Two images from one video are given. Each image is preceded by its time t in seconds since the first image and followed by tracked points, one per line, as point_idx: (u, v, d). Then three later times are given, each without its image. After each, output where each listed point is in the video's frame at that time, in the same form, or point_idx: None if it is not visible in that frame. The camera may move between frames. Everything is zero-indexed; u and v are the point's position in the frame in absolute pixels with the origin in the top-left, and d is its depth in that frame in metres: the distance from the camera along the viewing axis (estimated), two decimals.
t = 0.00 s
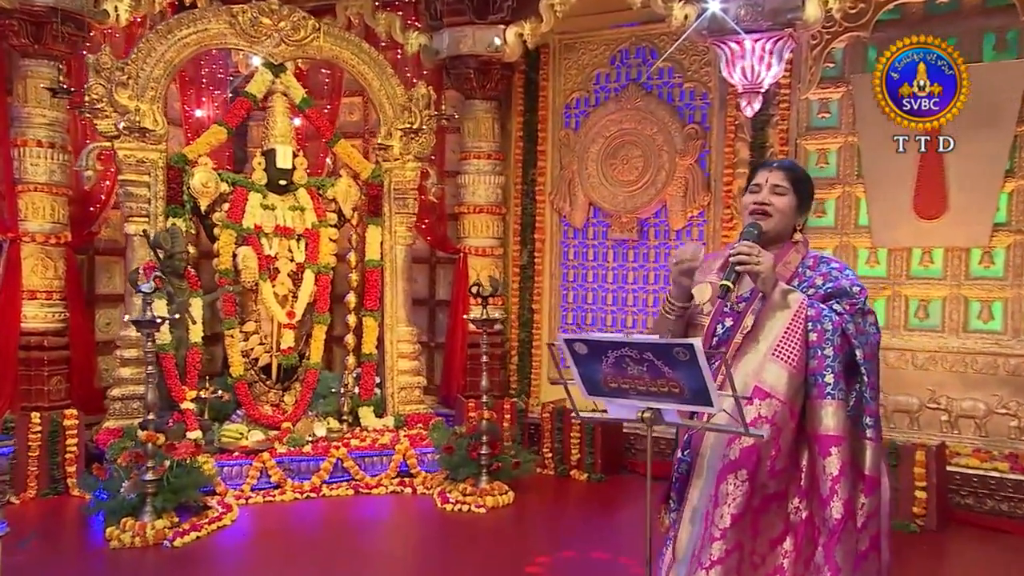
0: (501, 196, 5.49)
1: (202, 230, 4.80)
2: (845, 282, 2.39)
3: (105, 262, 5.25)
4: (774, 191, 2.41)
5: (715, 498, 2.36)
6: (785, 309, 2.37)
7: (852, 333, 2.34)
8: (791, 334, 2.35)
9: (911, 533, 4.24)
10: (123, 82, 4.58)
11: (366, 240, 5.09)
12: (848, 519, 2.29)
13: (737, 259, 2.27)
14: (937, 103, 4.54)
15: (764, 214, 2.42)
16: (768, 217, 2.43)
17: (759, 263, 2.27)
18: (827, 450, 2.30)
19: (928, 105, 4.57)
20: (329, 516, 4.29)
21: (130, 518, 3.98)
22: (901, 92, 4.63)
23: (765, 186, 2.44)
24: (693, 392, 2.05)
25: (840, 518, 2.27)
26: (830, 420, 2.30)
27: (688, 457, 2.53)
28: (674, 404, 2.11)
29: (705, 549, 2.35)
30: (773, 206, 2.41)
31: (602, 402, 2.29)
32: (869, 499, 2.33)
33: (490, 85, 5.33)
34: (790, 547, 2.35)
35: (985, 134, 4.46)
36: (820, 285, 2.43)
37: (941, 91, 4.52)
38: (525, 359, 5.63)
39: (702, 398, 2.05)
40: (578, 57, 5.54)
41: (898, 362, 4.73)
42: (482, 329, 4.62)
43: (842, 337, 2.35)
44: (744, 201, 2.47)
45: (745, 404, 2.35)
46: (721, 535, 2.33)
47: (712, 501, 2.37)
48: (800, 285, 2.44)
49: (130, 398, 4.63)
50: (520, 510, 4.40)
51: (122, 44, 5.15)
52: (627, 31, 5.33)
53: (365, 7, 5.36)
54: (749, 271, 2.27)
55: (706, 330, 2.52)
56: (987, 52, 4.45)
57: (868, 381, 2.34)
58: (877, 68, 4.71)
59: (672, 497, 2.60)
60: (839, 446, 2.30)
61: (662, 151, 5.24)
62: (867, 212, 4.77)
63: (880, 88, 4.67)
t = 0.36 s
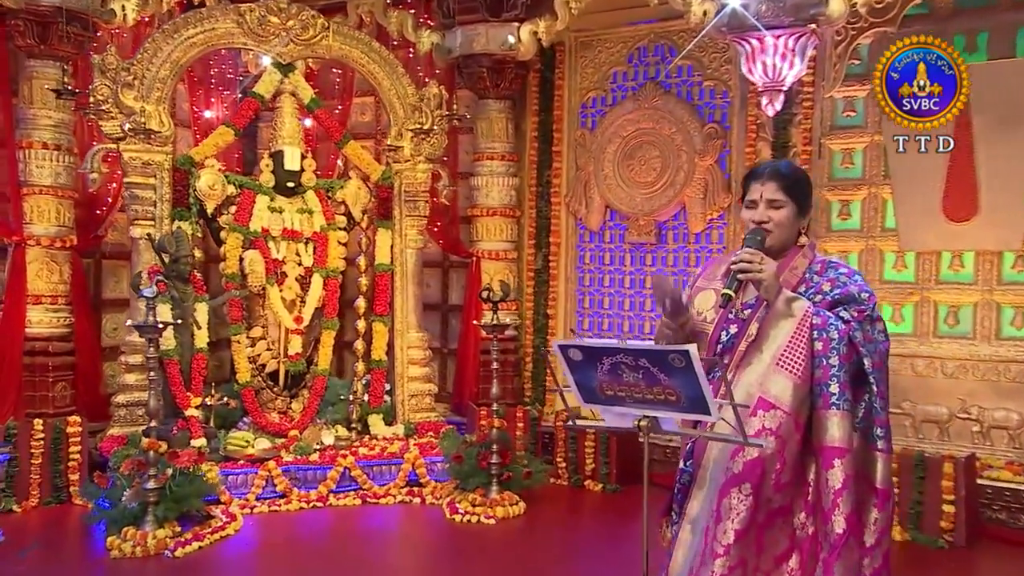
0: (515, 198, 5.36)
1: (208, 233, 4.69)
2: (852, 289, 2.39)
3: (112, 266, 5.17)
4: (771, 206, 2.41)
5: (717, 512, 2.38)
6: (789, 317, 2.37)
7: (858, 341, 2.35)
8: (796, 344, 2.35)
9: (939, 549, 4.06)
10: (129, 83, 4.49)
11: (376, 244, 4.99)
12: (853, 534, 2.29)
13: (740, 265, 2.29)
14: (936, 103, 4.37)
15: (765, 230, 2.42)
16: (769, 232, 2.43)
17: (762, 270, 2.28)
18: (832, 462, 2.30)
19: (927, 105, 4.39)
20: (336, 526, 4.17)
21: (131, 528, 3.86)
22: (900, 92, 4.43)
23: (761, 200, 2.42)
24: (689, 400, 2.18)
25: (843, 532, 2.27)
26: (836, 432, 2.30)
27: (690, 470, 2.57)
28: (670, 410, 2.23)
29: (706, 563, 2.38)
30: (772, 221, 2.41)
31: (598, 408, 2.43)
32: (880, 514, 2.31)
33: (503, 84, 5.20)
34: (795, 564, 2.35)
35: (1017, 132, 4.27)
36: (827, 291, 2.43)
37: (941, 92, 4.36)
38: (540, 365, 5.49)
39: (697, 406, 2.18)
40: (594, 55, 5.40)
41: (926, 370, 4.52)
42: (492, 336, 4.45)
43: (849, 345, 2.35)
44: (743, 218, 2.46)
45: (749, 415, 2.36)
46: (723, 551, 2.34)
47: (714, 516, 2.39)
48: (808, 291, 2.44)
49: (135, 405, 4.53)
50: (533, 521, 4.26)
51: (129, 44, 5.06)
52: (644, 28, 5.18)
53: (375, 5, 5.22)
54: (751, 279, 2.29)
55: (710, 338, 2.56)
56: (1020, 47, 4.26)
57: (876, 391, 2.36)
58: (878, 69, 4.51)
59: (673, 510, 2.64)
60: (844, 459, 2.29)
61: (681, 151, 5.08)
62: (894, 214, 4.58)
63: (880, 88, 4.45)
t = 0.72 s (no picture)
0: (528, 200, 5.24)
1: (213, 237, 4.59)
2: (856, 295, 2.43)
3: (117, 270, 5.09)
4: (773, 208, 2.45)
5: (721, 526, 2.39)
6: (793, 325, 2.39)
7: (864, 349, 2.38)
8: (800, 352, 2.37)
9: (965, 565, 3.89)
10: (132, 83, 4.38)
11: (384, 248, 4.87)
12: (861, 545, 2.32)
13: (742, 272, 2.30)
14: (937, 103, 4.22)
15: (768, 233, 2.45)
16: (772, 234, 2.46)
17: (766, 276, 2.30)
18: (839, 475, 2.32)
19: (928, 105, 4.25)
20: (342, 537, 4.03)
21: (130, 538, 3.74)
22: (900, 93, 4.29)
23: (762, 202, 2.46)
24: (684, 407, 2.18)
25: (853, 546, 2.31)
26: (842, 444, 2.32)
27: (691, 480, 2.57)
28: (666, 418, 2.23)
29: None
30: (776, 223, 2.45)
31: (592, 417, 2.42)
32: (887, 525, 2.37)
33: (516, 83, 5.08)
34: None
35: None
36: (831, 296, 2.47)
37: (941, 92, 4.21)
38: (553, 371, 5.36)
39: (692, 413, 2.18)
40: (609, 53, 5.25)
41: (955, 379, 4.32)
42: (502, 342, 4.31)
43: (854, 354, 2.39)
44: (746, 221, 2.50)
45: (753, 425, 2.37)
46: (728, 565, 2.34)
47: (718, 529, 2.40)
48: (811, 296, 2.48)
49: (137, 412, 4.43)
50: (544, 533, 4.11)
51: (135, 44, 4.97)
52: (662, 24, 5.03)
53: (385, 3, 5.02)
54: (755, 285, 2.30)
55: (711, 344, 2.58)
56: None
57: (882, 400, 2.38)
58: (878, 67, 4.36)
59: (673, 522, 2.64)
60: (851, 471, 2.31)
61: (699, 151, 4.92)
62: (920, 217, 4.40)
63: (879, 89, 4.32)
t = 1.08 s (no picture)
0: (538, 199, 5.11)
1: (215, 237, 4.46)
2: (859, 294, 2.30)
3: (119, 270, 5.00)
4: (777, 201, 2.32)
5: (716, 533, 2.27)
6: (791, 326, 2.26)
7: (867, 348, 2.25)
8: (798, 354, 2.25)
9: None
10: (132, 80, 4.25)
11: (389, 248, 4.75)
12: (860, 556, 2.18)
13: (738, 270, 2.18)
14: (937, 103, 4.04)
15: (769, 226, 2.32)
16: (774, 229, 2.32)
17: (762, 275, 2.17)
18: (836, 481, 2.18)
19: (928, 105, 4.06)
20: (345, 545, 3.89)
21: (126, 545, 3.62)
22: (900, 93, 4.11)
23: (766, 195, 2.34)
24: (672, 411, 2.08)
25: (848, 556, 2.16)
26: (841, 449, 2.18)
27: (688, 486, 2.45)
28: (655, 423, 2.14)
29: None
30: (778, 217, 2.31)
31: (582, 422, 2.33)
32: (889, 533, 2.21)
33: (527, 79, 4.97)
34: None
35: None
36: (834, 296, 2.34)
37: (941, 92, 4.04)
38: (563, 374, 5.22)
39: (681, 416, 2.08)
40: (623, 46, 5.10)
41: (981, 385, 4.11)
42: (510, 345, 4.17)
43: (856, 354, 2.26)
44: (747, 214, 2.38)
45: (748, 430, 2.25)
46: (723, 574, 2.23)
47: (713, 536, 2.28)
48: (813, 296, 2.36)
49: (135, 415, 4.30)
50: (551, 542, 3.97)
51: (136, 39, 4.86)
52: (676, 17, 4.87)
53: None
54: (751, 286, 2.18)
55: (705, 346, 2.45)
56: None
57: (884, 403, 2.25)
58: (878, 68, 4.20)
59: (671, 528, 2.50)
60: (850, 477, 2.17)
61: (714, 148, 4.77)
62: (944, 215, 4.22)
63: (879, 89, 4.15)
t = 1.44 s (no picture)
0: (551, 198, 4.99)
1: (219, 237, 4.36)
2: (864, 295, 2.23)
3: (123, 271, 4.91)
4: (780, 195, 2.30)
5: (713, 539, 2.19)
6: (793, 327, 2.20)
7: (871, 352, 2.18)
8: (798, 357, 2.18)
9: None
10: (135, 76, 4.15)
11: (398, 248, 4.63)
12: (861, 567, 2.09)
13: (739, 271, 2.10)
14: (936, 103, 3.92)
15: (776, 221, 2.30)
16: (780, 224, 2.30)
17: (764, 277, 2.09)
18: (836, 487, 2.11)
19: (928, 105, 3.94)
20: (351, 552, 3.78)
21: (125, 551, 3.52)
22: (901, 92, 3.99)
23: (769, 190, 2.32)
24: (663, 414, 2.06)
25: (848, 566, 2.08)
26: (841, 454, 2.11)
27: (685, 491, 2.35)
28: (647, 427, 2.12)
29: None
30: (784, 211, 2.29)
31: (575, 425, 2.31)
32: (894, 543, 2.15)
33: (539, 74, 4.84)
34: None
35: None
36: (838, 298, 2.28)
37: (941, 92, 3.91)
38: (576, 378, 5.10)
39: (672, 420, 2.06)
40: (638, 41, 4.97)
41: (1010, 390, 3.91)
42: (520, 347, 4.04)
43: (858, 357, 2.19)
44: (750, 212, 2.36)
45: (746, 434, 2.17)
46: None
47: (709, 543, 2.19)
48: (816, 297, 2.29)
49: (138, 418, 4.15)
50: (561, 549, 3.86)
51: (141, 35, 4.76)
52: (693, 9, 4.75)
53: None
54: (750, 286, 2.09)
55: (705, 347, 2.38)
56: None
57: (887, 408, 2.19)
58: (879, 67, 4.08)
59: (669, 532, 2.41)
60: (850, 483, 2.10)
61: (732, 145, 4.62)
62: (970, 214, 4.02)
63: (878, 89, 4.04)
